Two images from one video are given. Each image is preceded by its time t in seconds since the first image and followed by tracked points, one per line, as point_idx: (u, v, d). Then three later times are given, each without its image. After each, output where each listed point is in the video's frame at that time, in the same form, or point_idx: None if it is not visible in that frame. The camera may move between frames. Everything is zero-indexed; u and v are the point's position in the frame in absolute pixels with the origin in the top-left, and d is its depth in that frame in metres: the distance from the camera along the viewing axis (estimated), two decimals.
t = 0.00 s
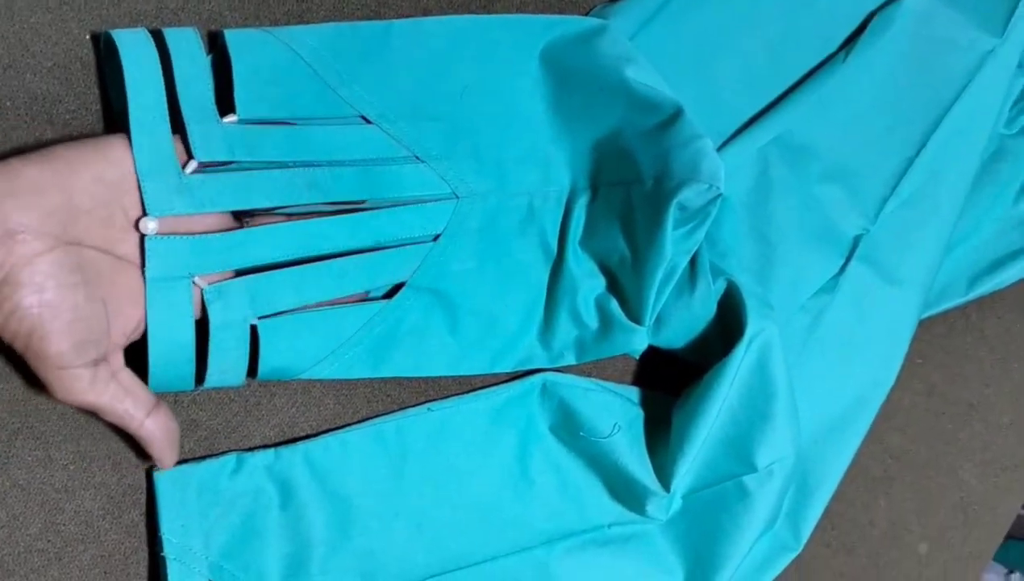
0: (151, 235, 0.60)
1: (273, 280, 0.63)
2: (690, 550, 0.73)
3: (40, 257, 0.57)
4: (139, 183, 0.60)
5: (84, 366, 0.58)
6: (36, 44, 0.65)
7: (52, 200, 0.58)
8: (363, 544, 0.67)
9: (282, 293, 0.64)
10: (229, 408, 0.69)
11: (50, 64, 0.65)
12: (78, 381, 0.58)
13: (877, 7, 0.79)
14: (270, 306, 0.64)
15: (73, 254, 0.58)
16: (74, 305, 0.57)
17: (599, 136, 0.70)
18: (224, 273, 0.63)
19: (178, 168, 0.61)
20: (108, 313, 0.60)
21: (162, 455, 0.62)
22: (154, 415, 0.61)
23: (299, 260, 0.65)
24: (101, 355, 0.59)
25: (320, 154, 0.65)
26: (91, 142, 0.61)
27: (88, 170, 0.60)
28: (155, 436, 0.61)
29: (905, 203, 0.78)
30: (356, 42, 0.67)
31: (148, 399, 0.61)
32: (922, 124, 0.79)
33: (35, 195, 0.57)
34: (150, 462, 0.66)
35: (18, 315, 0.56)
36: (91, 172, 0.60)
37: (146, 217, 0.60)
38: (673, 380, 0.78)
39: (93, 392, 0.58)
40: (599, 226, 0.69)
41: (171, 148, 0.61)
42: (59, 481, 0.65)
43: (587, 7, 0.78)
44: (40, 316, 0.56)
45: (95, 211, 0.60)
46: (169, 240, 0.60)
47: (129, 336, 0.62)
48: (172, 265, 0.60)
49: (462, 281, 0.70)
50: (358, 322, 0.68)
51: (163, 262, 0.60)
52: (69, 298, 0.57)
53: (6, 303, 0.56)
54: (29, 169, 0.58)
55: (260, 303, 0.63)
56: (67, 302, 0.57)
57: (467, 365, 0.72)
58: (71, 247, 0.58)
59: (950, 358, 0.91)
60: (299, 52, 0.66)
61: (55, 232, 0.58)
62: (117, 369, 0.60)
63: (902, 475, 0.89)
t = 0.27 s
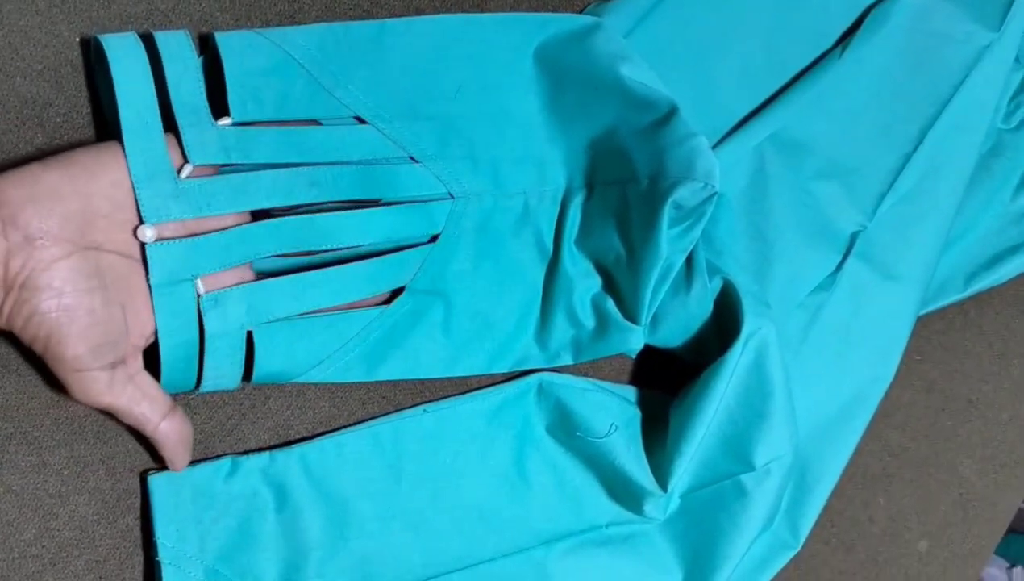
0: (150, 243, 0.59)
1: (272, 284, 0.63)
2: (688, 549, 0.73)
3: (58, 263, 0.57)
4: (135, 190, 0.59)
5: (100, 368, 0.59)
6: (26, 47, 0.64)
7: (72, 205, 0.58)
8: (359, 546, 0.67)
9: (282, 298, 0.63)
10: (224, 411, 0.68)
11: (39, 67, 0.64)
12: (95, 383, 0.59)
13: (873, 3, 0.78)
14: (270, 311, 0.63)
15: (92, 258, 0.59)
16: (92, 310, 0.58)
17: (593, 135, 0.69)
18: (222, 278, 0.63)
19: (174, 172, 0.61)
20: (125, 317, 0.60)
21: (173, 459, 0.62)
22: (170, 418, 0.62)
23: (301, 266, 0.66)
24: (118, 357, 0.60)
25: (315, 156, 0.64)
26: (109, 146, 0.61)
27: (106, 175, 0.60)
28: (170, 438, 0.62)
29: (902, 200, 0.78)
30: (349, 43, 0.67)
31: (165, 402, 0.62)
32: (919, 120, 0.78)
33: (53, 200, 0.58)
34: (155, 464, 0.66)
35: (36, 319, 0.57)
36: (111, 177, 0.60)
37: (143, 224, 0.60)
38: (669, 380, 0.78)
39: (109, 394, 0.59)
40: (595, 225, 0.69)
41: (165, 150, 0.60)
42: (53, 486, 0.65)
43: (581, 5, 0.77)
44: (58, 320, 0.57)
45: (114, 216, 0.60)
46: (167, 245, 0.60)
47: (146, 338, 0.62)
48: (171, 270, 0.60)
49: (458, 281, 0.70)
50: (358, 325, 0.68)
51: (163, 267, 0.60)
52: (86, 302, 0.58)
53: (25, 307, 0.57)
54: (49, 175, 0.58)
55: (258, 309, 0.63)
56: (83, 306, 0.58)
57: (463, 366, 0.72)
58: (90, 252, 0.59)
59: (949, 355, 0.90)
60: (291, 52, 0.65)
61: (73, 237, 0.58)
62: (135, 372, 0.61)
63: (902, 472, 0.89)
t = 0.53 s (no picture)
0: (152, 243, 0.59)
1: (275, 285, 0.62)
2: (688, 549, 0.72)
3: (66, 261, 0.57)
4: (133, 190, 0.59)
5: (108, 366, 0.59)
6: (20, 47, 0.64)
7: (81, 204, 0.58)
8: (357, 547, 0.67)
9: (284, 300, 0.63)
10: (221, 411, 0.68)
11: (34, 66, 0.64)
12: (102, 381, 0.59)
13: None
14: (272, 313, 0.62)
15: (100, 257, 0.58)
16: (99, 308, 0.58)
17: (592, 133, 0.69)
18: (224, 277, 0.62)
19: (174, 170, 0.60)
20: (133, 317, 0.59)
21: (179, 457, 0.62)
22: (176, 418, 0.61)
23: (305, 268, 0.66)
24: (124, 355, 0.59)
25: (313, 153, 0.64)
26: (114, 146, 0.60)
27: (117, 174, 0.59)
28: (176, 438, 0.62)
29: (902, 197, 0.78)
30: (347, 40, 0.66)
31: (171, 401, 0.61)
32: (919, 116, 0.78)
33: (61, 199, 0.57)
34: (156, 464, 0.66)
35: (44, 317, 0.57)
36: (121, 175, 0.59)
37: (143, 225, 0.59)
38: (667, 378, 0.78)
39: (117, 392, 0.59)
40: (594, 223, 0.69)
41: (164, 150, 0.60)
42: (49, 487, 0.65)
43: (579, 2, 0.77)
44: (67, 318, 0.57)
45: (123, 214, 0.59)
46: (169, 246, 0.59)
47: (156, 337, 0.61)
48: (172, 270, 0.59)
49: (455, 280, 0.70)
50: (357, 326, 0.67)
51: (164, 269, 0.59)
52: (94, 300, 0.58)
53: (33, 305, 0.57)
54: (60, 173, 0.58)
55: (258, 310, 0.62)
56: (90, 305, 0.58)
57: (462, 365, 0.72)
58: (98, 251, 0.58)
59: (949, 352, 0.90)
60: (287, 50, 0.64)
61: (81, 235, 0.58)
62: (143, 370, 0.60)
63: (902, 471, 0.89)
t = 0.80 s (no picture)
0: (149, 248, 0.58)
1: (276, 290, 0.61)
2: (686, 551, 0.72)
3: (66, 265, 0.57)
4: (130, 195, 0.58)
5: (107, 370, 0.58)
6: (11, 49, 0.64)
7: (80, 207, 0.57)
8: (354, 550, 0.67)
9: (286, 305, 0.62)
10: (216, 415, 0.68)
11: (26, 69, 0.64)
12: (101, 385, 0.58)
13: None
14: (272, 317, 0.62)
15: (100, 261, 0.58)
16: (99, 312, 0.58)
17: (588, 133, 0.69)
18: (224, 281, 0.61)
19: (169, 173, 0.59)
20: (132, 321, 0.59)
21: (176, 466, 0.62)
22: (176, 424, 0.61)
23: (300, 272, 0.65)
24: (124, 360, 0.59)
25: (307, 153, 0.63)
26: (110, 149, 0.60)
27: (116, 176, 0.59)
28: (175, 444, 0.61)
29: (901, 196, 0.77)
30: (342, 40, 0.66)
31: (171, 407, 0.61)
32: (917, 115, 0.77)
33: (60, 204, 0.57)
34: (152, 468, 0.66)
35: (43, 321, 0.57)
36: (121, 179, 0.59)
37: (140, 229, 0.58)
38: (666, 379, 0.78)
39: (117, 396, 0.59)
40: (590, 224, 0.69)
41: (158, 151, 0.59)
42: (43, 491, 0.65)
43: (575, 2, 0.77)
44: (65, 322, 0.57)
45: (122, 217, 0.59)
46: (167, 250, 0.58)
47: (157, 342, 0.61)
48: (171, 274, 0.58)
49: (451, 281, 0.70)
50: (359, 333, 0.67)
51: (162, 274, 0.58)
52: (92, 304, 0.57)
53: (32, 310, 0.57)
54: (59, 178, 0.57)
55: (258, 314, 0.61)
56: (89, 309, 0.57)
57: (459, 366, 0.71)
58: (98, 254, 0.58)
59: (949, 351, 0.89)
60: (281, 51, 0.64)
61: (81, 239, 0.57)
62: (144, 374, 0.60)
63: (902, 470, 0.88)
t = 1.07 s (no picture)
0: (143, 251, 0.58)
1: (272, 292, 0.61)
2: (686, 551, 0.72)
3: (57, 268, 0.57)
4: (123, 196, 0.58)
5: (100, 373, 0.58)
6: (6, 50, 0.64)
7: (73, 209, 0.57)
8: (352, 551, 0.66)
9: (282, 308, 0.61)
10: (214, 416, 0.68)
11: (21, 70, 0.64)
12: (93, 388, 0.58)
13: None
14: (268, 320, 0.61)
15: (92, 264, 0.58)
16: (92, 314, 0.57)
17: (586, 133, 0.68)
18: (219, 282, 0.61)
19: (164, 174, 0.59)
20: (124, 324, 0.59)
21: (171, 469, 0.62)
22: (170, 428, 0.61)
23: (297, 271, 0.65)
24: (116, 363, 0.59)
25: (304, 153, 0.63)
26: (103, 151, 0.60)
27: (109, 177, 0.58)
28: (169, 448, 0.61)
29: (901, 195, 0.77)
30: (339, 40, 0.65)
31: (165, 410, 0.60)
32: (917, 114, 0.77)
33: (52, 206, 0.57)
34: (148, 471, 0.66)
35: (34, 324, 0.57)
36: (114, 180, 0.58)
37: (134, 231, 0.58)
38: (665, 378, 0.77)
39: (110, 399, 0.59)
40: (589, 224, 0.68)
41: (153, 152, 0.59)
42: (40, 494, 0.64)
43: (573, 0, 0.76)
44: (55, 326, 0.57)
45: (116, 219, 0.58)
46: (161, 251, 0.58)
47: (151, 344, 0.61)
48: (164, 276, 0.58)
49: (449, 281, 0.69)
50: (360, 334, 0.67)
51: (158, 275, 0.58)
52: (85, 307, 0.57)
53: (23, 313, 0.57)
54: (50, 180, 0.57)
55: (254, 315, 0.61)
56: (80, 312, 0.57)
57: (457, 367, 0.71)
58: (91, 257, 0.58)
59: (950, 350, 0.89)
60: (278, 51, 0.64)
61: (73, 242, 0.57)
62: (137, 377, 0.60)
63: (902, 470, 0.88)
